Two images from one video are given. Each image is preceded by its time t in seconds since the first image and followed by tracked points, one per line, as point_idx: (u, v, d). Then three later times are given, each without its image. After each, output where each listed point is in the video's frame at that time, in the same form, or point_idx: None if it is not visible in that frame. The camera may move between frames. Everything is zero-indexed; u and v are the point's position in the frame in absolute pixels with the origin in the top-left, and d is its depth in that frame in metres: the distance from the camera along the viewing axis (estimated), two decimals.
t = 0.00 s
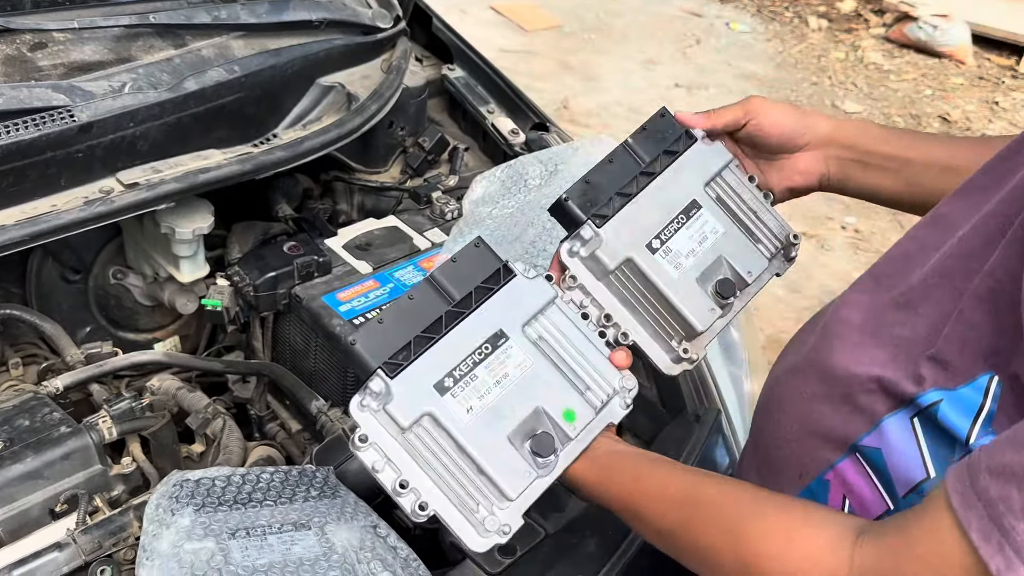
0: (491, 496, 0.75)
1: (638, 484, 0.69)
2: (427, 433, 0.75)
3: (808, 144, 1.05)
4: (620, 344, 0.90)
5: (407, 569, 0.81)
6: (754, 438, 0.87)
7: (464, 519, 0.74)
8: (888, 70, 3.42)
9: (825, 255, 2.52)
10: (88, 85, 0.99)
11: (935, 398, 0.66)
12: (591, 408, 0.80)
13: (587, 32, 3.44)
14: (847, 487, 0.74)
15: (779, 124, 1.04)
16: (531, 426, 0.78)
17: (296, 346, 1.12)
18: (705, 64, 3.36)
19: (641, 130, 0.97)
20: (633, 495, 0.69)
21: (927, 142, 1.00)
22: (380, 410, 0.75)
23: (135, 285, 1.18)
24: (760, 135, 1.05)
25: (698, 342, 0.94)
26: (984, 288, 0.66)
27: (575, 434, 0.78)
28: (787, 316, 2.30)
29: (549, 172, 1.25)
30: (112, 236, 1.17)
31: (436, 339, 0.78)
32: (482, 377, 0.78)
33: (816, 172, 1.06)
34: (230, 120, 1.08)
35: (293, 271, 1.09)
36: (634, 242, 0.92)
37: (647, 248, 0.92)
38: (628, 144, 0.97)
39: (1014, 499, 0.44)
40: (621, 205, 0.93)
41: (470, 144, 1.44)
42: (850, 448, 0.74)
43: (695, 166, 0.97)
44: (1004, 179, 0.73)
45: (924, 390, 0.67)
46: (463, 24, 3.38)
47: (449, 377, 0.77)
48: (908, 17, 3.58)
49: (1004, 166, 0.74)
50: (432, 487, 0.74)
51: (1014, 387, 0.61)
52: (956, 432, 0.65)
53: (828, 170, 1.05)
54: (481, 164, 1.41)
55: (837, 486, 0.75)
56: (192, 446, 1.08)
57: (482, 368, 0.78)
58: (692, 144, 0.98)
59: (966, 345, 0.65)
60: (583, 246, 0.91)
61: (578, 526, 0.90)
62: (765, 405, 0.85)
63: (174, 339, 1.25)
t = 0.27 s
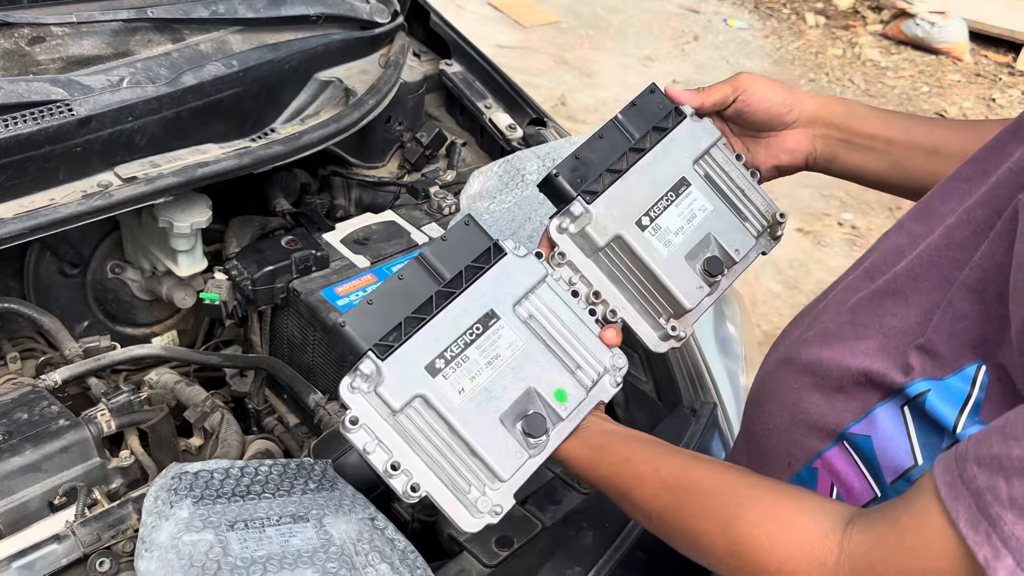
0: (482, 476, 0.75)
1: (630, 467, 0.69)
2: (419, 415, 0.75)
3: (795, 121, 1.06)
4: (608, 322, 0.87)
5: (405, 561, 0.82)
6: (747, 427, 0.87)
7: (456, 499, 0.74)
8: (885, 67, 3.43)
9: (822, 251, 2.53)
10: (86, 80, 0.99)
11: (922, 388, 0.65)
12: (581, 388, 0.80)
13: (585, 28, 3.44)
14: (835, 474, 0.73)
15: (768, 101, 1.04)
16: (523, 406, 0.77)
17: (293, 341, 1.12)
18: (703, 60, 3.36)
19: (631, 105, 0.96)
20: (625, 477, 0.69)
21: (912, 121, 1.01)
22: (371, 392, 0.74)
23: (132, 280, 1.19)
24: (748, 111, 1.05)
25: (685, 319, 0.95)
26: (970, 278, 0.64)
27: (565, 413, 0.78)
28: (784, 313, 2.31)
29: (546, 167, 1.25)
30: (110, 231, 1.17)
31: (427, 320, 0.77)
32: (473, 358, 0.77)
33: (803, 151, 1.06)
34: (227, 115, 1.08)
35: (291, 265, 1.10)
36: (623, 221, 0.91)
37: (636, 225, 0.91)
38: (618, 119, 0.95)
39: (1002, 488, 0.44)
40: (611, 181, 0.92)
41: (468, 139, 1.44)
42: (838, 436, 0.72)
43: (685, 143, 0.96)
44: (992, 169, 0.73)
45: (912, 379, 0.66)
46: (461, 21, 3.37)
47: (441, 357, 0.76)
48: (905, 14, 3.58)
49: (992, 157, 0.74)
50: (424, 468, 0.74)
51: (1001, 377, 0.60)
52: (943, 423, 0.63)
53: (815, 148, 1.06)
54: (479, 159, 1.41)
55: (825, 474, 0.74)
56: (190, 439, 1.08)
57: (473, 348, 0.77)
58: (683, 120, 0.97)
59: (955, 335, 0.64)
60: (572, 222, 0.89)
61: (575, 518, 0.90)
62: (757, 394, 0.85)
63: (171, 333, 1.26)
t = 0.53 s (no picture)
0: (484, 459, 0.76)
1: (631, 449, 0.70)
2: (420, 398, 0.76)
3: (799, 116, 1.06)
4: (609, 313, 0.87)
5: (406, 555, 0.82)
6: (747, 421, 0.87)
7: (458, 481, 0.75)
8: (884, 65, 3.43)
9: (821, 249, 2.53)
10: (87, 76, 1.00)
11: (921, 380, 0.65)
12: (582, 374, 0.80)
13: (584, 26, 3.44)
14: (834, 468, 0.74)
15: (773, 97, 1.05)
16: (525, 391, 0.78)
17: (294, 337, 1.12)
18: (702, 59, 3.36)
19: (635, 99, 0.96)
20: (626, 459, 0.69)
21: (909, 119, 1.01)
22: (374, 374, 0.75)
23: (133, 277, 1.20)
24: (752, 107, 1.06)
25: (684, 313, 0.95)
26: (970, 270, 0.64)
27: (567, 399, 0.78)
28: (783, 310, 2.31)
29: (546, 164, 1.26)
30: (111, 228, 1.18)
31: (430, 304, 0.78)
32: (476, 342, 0.77)
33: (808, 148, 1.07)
34: (228, 112, 1.09)
35: (292, 261, 1.10)
36: (624, 214, 0.91)
37: (637, 220, 0.92)
38: (622, 113, 0.96)
39: (997, 475, 0.45)
40: (613, 174, 0.93)
41: (468, 136, 1.44)
42: (837, 430, 0.73)
43: (688, 137, 0.96)
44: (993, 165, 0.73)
45: (911, 371, 0.66)
46: (460, 19, 3.38)
47: (444, 341, 0.77)
48: (904, 12, 3.58)
49: (992, 150, 0.74)
50: (426, 448, 0.75)
51: (1000, 368, 0.61)
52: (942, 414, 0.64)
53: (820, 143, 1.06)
54: (479, 156, 1.41)
55: (824, 467, 0.74)
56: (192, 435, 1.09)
57: (476, 333, 0.78)
58: (686, 115, 0.97)
59: (955, 327, 0.64)
60: (575, 215, 0.91)
61: (575, 513, 0.91)
62: (758, 389, 0.86)
63: (172, 330, 1.27)
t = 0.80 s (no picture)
0: (477, 456, 0.75)
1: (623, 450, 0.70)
2: (412, 395, 0.75)
3: (787, 123, 1.06)
4: (601, 314, 0.88)
5: (399, 552, 0.82)
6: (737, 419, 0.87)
7: (451, 479, 0.74)
8: (882, 63, 3.43)
9: (819, 247, 2.53)
10: (81, 75, 1.00)
11: (909, 375, 0.66)
12: (574, 372, 0.80)
13: (582, 24, 3.44)
14: (824, 464, 0.74)
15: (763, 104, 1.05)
16: (516, 389, 0.77)
17: (288, 335, 1.12)
18: (700, 57, 3.36)
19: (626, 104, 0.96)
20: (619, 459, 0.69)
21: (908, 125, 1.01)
22: (366, 371, 0.75)
23: (129, 275, 1.19)
24: (741, 112, 1.06)
25: (675, 314, 0.95)
26: (958, 266, 0.64)
27: (559, 396, 0.78)
28: (779, 309, 2.31)
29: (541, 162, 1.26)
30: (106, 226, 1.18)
31: (421, 302, 0.78)
32: (467, 339, 0.77)
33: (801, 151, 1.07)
34: (222, 110, 1.09)
35: (286, 259, 1.10)
36: (616, 215, 0.91)
37: (628, 221, 0.91)
38: (613, 117, 0.96)
39: (984, 469, 0.45)
40: (604, 177, 0.92)
41: (463, 134, 1.44)
42: (827, 427, 0.73)
43: (679, 142, 0.96)
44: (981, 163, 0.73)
45: (900, 367, 0.67)
46: (458, 17, 3.38)
47: (434, 338, 0.77)
48: (902, 10, 3.58)
49: (981, 149, 0.74)
50: (418, 447, 0.75)
51: (989, 363, 0.62)
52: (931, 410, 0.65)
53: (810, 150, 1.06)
54: (474, 154, 1.41)
55: (814, 464, 0.75)
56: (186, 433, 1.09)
57: (467, 330, 0.77)
58: (678, 120, 0.97)
59: (943, 323, 0.65)
60: (565, 216, 0.91)
61: (568, 510, 0.91)
62: (748, 386, 0.86)
63: (168, 329, 1.26)
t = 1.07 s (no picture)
0: (455, 522, 0.72)
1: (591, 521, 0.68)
2: (378, 468, 0.74)
3: (738, 186, 1.13)
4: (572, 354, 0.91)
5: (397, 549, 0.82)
6: (735, 413, 0.88)
7: (428, 547, 0.71)
8: (882, 58, 3.43)
9: (819, 243, 2.53)
10: (78, 73, 1.00)
11: (905, 364, 0.66)
12: (546, 438, 0.79)
13: (582, 21, 3.44)
14: (821, 455, 0.74)
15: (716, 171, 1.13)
16: (485, 456, 0.77)
17: (287, 333, 1.13)
18: (700, 53, 3.36)
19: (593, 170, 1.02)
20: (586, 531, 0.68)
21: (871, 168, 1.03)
22: (329, 449, 0.74)
23: (127, 273, 1.19)
24: (697, 182, 1.15)
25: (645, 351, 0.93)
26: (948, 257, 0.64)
27: (530, 455, 0.77)
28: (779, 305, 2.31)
29: (538, 158, 1.26)
30: (104, 224, 1.18)
31: (380, 378, 0.80)
32: (431, 411, 0.78)
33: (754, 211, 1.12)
34: (219, 108, 1.09)
35: (283, 257, 1.10)
36: (582, 260, 0.93)
37: (594, 265, 0.93)
38: (581, 182, 1.01)
39: (1009, 472, 0.44)
40: (570, 230, 0.95)
41: (461, 131, 1.44)
42: (825, 418, 0.74)
43: (640, 203, 1.01)
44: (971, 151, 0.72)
45: (896, 357, 0.67)
46: (458, 13, 3.37)
47: (397, 410, 0.77)
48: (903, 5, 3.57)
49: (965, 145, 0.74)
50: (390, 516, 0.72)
51: (982, 349, 0.62)
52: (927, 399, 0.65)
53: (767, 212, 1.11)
54: (472, 151, 1.41)
55: (811, 456, 0.75)
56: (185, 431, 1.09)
57: (430, 402, 0.79)
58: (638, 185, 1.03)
59: (935, 312, 0.64)
60: (537, 263, 0.92)
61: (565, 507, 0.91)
62: (746, 379, 0.86)
63: (167, 326, 1.26)
